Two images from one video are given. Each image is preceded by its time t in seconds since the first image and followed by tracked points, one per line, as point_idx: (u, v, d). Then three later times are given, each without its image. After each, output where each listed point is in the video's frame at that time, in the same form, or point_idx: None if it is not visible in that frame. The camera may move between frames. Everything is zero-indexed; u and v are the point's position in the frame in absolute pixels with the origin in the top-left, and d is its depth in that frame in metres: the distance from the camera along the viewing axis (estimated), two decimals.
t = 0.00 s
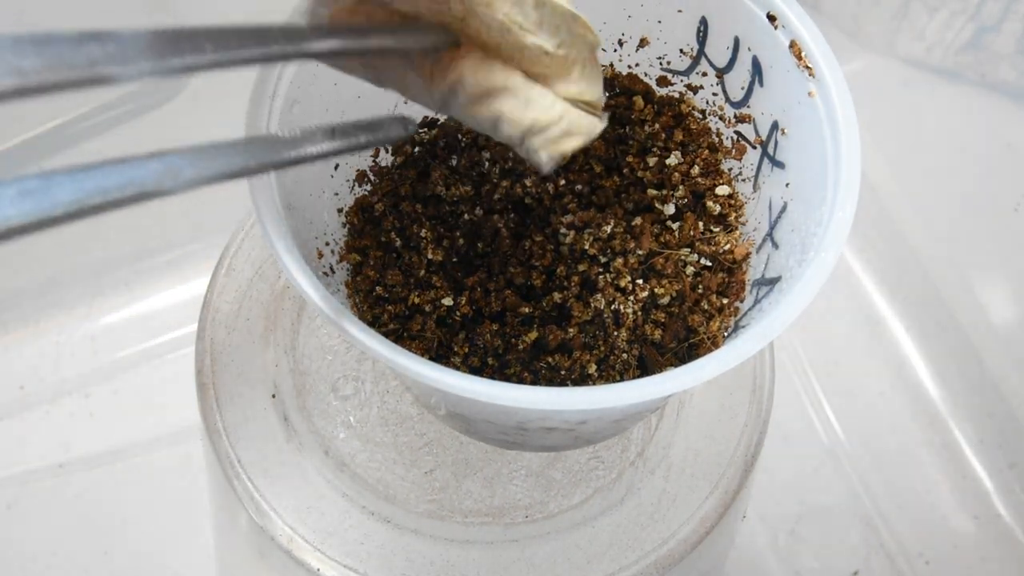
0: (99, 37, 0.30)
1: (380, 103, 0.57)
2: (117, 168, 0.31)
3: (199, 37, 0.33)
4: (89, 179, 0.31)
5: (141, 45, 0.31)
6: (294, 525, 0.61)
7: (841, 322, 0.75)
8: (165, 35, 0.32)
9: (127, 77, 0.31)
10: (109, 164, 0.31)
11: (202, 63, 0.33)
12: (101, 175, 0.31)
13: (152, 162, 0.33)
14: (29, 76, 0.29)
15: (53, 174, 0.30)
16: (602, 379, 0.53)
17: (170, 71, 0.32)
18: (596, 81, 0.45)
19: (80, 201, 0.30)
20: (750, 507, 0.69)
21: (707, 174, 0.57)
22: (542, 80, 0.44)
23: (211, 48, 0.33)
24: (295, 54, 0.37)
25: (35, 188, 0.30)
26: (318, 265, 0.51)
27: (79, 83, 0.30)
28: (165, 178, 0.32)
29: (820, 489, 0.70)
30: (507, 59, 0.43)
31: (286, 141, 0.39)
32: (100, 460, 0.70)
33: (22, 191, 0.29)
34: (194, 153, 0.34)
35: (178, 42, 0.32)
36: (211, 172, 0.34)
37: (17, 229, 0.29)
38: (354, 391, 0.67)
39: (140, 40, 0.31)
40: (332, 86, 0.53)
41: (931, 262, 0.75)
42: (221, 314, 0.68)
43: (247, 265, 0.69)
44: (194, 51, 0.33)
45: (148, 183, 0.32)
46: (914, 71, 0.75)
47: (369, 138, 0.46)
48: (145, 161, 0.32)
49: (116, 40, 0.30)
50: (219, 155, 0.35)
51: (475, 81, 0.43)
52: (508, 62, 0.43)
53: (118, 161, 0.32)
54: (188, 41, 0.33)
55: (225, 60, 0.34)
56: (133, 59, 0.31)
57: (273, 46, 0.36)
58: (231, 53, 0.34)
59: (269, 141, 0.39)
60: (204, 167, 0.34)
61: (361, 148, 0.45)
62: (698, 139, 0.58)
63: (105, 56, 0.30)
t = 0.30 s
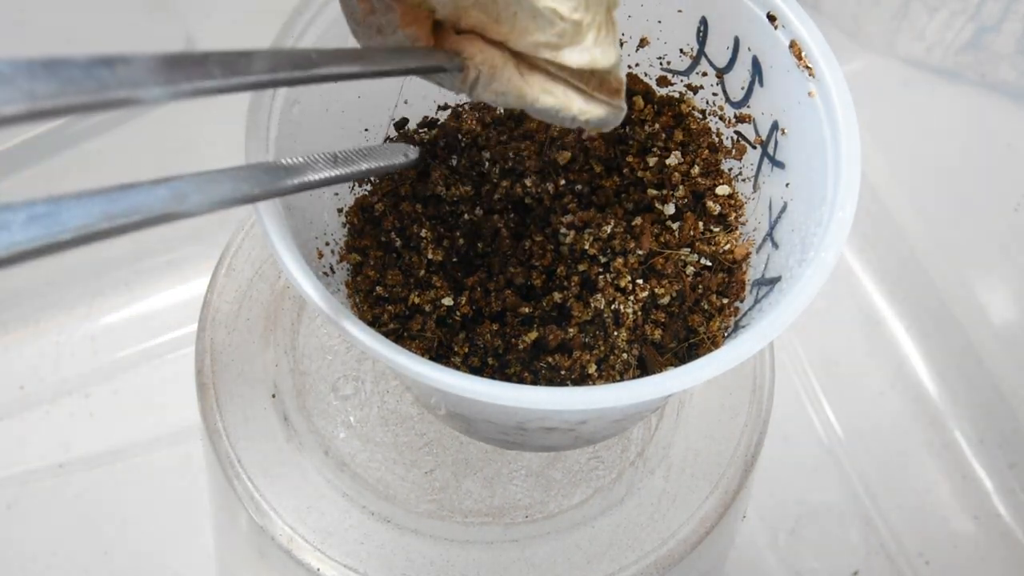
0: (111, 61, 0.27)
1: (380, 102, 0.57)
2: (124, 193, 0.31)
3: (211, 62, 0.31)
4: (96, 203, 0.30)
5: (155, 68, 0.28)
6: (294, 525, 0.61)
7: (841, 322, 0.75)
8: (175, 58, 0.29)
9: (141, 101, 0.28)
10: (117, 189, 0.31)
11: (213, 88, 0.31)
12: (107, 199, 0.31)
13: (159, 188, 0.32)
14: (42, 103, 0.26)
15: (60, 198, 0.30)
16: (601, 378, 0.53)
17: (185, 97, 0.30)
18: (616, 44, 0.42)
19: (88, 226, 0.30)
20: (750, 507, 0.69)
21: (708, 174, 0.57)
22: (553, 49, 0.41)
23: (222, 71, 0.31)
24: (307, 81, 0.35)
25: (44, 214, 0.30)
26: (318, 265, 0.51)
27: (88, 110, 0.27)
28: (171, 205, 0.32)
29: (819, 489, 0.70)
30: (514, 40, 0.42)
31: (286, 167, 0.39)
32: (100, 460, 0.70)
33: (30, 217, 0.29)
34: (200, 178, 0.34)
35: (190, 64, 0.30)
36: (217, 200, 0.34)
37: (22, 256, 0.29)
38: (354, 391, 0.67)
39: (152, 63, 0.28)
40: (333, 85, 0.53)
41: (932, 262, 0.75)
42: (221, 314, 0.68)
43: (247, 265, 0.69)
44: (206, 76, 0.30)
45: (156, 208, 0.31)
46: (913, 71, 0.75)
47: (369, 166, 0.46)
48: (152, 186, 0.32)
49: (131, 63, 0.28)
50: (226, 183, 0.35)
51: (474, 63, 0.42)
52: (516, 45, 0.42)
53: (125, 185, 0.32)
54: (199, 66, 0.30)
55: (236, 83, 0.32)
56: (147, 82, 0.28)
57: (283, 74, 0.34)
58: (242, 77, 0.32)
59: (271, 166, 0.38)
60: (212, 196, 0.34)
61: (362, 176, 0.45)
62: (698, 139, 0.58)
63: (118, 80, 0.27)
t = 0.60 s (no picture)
0: (98, 39, 0.28)
1: (381, 102, 0.57)
2: (110, 172, 0.31)
3: (200, 41, 0.31)
4: (81, 182, 0.30)
5: (142, 47, 0.29)
6: (294, 525, 0.61)
7: (841, 322, 0.75)
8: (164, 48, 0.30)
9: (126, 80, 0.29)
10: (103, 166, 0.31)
11: (202, 66, 0.32)
12: (92, 178, 0.31)
13: (145, 166, 0.32)
14: (29, 82, 0.27)
15: (47, 176, 0.30)
16: (601, 379, 0.53)
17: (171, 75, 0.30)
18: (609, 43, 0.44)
19: (71, 205, 0.30)
20: (751, 507, 0.69)
21: (707, 174, 0.57)
22: (547, 43, 0.43)
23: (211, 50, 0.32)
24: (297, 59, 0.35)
25: (27, 192, 0.30)
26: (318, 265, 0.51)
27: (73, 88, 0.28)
28: (158, 182, 0.32)
29: (820, 489, 0.70)
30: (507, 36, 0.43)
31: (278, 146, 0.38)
32: (100, 460, 0.70)
33: (14, 195, 0.29)
34: (188, 156, 0.34)
35: (178, 45, 0.31)
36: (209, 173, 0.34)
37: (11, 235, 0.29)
38: (354, 391, 0.67)
39: (139, 43, 0.29)
40: (332, 86, 0.53)
41: (932, 262, 0.75)
42: (221, 314, 0.68)
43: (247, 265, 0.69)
44: (195, 53, 0.31)
45: (143, 187, 0.31)
46: (914, 70, 0.75)
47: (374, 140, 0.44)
48: (138, 164, 0.32)
49: (117, 42, 0.29)
50: (218, 159, 0.35)
51: (465, 47, 0.42)
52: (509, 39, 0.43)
53: (111, 164, 0.32)
54: (187, 44, 0.31)
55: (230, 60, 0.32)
56: (133, 61, 0.29)
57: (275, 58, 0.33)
58: (233, 56, 0.33)
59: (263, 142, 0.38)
60: (199, 170, 0.33)
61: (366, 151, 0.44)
62: (698, 139, 0.58)
63: (104, 59, 0.28)
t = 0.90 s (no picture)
0: (136, 46, 0.27)
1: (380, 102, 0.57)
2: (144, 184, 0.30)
3: (235, 50, 0.30)
4: (114, 194, 0.29)
5: (178, 54, 0.28)
6: (294, 525, 0.61)
7: (841, 322, 0.75)
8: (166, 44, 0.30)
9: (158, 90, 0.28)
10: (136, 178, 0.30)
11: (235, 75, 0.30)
12: (126, 189, 0.29)
13: (175, 177, 0.31)
14: (71, 88, 0.26)
15: (79, 186, 0.29)
16: (601, 379, 0.53)
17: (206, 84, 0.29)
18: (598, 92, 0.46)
19: (106, 217, 0.28)
20: (750, 508, 0.69)
21: (707, 174, 0.57)
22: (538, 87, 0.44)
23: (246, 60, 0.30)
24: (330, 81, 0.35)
25: (61, 203, 0.28)
26: (318, 264, 0.51)
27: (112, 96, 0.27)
28: (190, 198, 0.31)
29: (820, 489, 0.70)
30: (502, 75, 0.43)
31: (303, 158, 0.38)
32: (99, 460, 0.70)
33: (50, 204, 0.28)
34: (217, 171, 0.33)
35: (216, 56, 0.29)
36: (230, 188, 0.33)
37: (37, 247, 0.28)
38: (354, 391, 0.67)
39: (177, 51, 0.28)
40: (332, 86, 0.53)
41: (931, 262, 0.75)
42: (222, 314, 0.68)
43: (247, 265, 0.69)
44: (231, 63, 0.30)
45: (176, 202, 0.30)
46: (914, 70, 0.75)
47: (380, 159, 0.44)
48: (169, 176, 0.31)
49: (155, 48, 0.28)
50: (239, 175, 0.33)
51: (456, 82, 0.42)
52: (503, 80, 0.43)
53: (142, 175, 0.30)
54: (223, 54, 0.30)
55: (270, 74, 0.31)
56: (170, 68, 0.28)
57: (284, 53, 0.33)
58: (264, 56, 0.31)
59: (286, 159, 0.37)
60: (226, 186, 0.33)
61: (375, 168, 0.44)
62: (698, 139, 0.58)
63: (141, 66, 0.27)
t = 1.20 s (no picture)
0: (147, 70, 0.29)
1: (381, 102, 0.57)
2: (155, 200, 0.30)
3: (244, 73, 0.32)
4: (126, 207, 0.29)
5: (185, 81, 0.30)
6: (294, 525, 0.61)
7: (841, 322, 0.75)
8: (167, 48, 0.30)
9: (176, 111, 0.30)
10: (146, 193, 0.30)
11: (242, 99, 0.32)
12: (136, 204, 0.30)
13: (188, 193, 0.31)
14: (82, 111, 0.28)
15: (90, 201, 0.29)
16: (601, 379, 0.53)
17: (216, 106, 0.31)
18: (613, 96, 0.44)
19: (116, 232, 0.29)
20: (750, 507, 0.69)
21: (708, 174, 0.57)
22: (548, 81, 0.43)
23: (254, 81, 0.32)
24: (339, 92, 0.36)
25: (72, 215, 0.28)
26: (318, 264, 0.51)
27: (120, 120, 0.29)
28: (201, 213, 0.31)
29: (820, 489, 0.70)
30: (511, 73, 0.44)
31: (313, 173, 0.38)
32: (99, 460, 0.70)
33: (62, 218, 0.28)
34: (226, 187, 0.33)
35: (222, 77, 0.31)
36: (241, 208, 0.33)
37: (49, 262, 0.28)
38: (355, 391, 0.67)
39: (186, 75, 0.30)
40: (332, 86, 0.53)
41: (931, 262, 0.75)
42: (222, 314, 0.68)
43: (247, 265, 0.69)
44: (239, 87, 0.32)
45: (186, 216, 0.31)
46: (913, 70, 0.75)
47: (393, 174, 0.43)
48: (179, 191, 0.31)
49: (165, 73, 0.29)
50: (250, 192, 0.34)
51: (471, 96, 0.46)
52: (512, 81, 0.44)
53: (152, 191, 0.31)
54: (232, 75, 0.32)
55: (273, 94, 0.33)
56: (180, 92, 0.30)
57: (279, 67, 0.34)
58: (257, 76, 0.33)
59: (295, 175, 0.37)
60: (238, 204, 0.33)
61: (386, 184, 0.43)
62: (698, 139, 0.58)
63: (150, 88, 0.29)
